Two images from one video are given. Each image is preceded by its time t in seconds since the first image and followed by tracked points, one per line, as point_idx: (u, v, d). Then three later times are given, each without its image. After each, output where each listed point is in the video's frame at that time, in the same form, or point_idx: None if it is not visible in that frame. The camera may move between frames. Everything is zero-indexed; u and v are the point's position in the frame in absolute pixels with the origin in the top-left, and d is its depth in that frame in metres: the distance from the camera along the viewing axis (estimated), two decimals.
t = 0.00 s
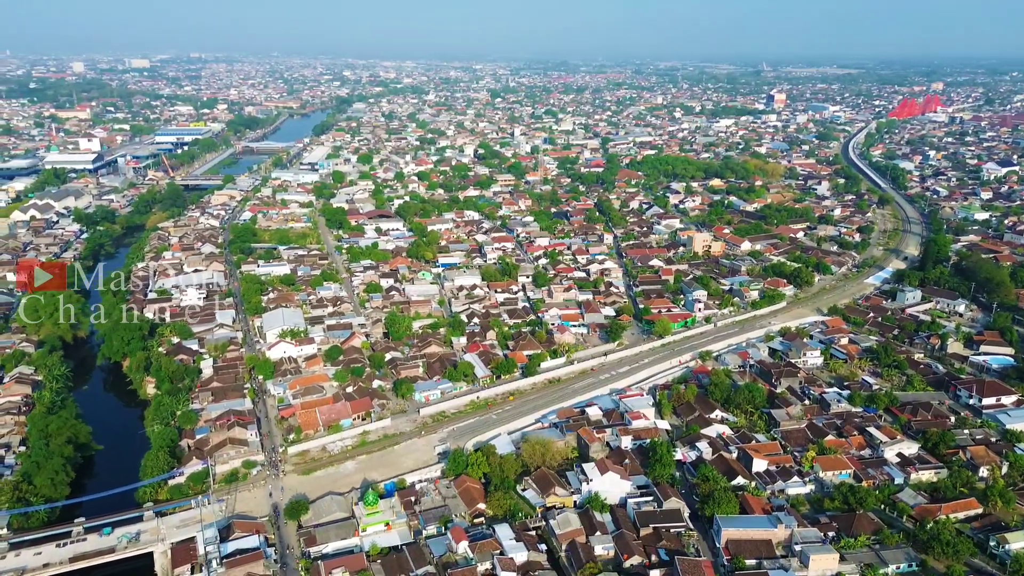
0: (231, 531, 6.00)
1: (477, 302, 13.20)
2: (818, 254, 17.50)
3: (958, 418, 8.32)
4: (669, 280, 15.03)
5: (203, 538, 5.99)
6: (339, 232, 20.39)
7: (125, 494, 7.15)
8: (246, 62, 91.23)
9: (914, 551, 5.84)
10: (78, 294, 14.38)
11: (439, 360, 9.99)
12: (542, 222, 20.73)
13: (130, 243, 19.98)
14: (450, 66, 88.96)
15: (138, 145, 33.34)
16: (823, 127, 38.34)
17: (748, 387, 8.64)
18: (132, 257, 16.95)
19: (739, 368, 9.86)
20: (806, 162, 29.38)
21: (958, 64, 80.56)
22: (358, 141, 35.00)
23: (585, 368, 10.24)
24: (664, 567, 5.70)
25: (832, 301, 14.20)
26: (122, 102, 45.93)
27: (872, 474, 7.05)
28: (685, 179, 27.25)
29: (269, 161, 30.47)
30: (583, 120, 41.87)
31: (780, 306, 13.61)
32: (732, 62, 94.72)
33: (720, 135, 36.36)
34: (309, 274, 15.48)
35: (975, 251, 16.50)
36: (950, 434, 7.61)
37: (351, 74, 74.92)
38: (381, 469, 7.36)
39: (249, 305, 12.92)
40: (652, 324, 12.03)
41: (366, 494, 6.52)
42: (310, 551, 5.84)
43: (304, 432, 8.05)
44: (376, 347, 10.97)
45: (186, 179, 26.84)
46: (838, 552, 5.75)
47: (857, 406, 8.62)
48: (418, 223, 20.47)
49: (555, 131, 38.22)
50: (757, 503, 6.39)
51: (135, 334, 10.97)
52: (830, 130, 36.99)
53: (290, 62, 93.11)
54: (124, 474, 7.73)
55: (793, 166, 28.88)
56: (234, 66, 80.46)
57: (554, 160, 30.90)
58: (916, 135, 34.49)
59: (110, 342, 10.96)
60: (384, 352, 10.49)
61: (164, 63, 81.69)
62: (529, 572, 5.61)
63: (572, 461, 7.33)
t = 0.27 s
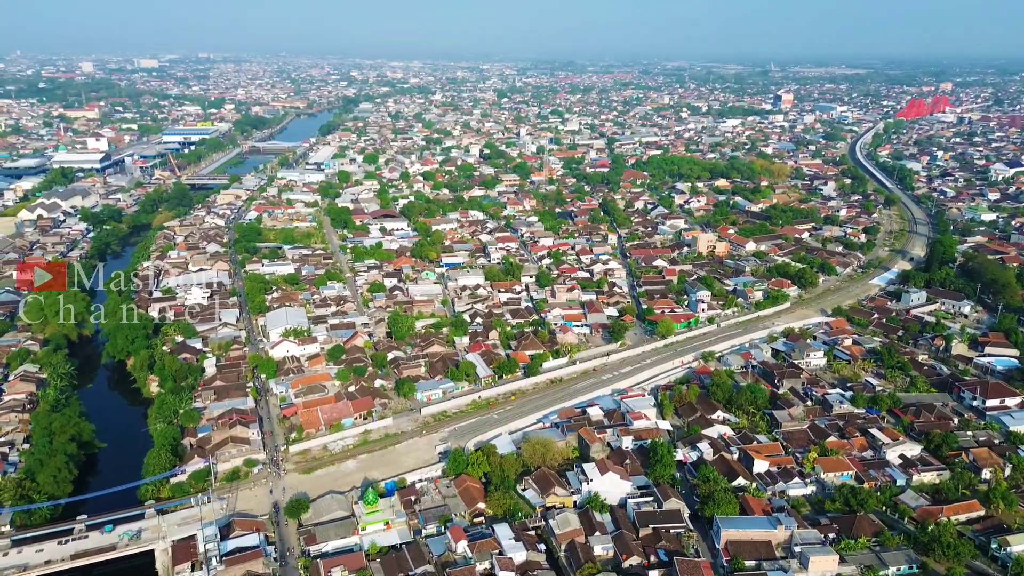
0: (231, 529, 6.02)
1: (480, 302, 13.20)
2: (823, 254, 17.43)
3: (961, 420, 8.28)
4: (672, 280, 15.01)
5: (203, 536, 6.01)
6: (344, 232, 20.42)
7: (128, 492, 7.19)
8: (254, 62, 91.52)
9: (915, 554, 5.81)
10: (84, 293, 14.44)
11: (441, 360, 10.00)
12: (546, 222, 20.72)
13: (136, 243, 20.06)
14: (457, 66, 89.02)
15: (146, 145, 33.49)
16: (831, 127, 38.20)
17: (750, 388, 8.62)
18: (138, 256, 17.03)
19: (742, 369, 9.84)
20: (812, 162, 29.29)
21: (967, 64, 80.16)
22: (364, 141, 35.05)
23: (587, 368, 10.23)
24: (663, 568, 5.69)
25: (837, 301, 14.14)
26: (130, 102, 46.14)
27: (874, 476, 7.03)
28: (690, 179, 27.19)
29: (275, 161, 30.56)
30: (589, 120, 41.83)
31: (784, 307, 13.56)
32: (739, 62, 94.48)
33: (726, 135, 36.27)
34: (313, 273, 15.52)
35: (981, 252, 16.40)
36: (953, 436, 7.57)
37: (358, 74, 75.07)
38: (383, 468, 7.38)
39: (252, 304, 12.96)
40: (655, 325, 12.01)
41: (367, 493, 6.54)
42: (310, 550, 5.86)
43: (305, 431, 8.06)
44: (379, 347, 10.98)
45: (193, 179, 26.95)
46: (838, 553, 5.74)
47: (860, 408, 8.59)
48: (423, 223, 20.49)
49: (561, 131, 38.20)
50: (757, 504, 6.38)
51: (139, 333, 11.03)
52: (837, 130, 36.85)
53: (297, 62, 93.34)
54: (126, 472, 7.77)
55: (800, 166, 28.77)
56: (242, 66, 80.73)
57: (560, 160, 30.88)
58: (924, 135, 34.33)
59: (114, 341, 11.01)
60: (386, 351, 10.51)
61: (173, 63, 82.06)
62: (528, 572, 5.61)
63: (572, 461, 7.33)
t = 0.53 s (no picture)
0: (231, 527, 6.04)
1: (483, 301, 13.21)
2: (828, 255, 17.37)
3: (964, 422, 8.23)
4: (676, 280, 14.98)
5: (204, 534, 6.04)
6: (348, 231, 20.47)
7: (130, 490, 7.23)
8: (262, 62, 91.78)
9: (915, 556, 5.79)
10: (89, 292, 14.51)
11: (443, 360, 10.00)
12: (551, 222, 20.71)
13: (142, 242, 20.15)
14: (463, 66, 89.10)
15: (153, 144, 33.64)
16: (838, 127, 38.06)
17: (751, 389, 8.59)
18: (143, 255, 17.11)
19: (744, 370, 9.82)
20: (819, 163, 29.19)
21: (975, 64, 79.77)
22: (370, 140, 35.11)
23: (589, 368, 10.22)
24: (662, 569, 5.69)
25: (841, 303, 14.08)
26: (138, 101, 46.36)
27: (876, 477, 7.00)
28: (695, 179, 27.14)
29: (282, 161, 30.67)
30: (596, 120, 41.80)
31: (788, 307, 13.52)
32: (747, 62, 94.25)
33: (733, 135, 36.18)
34: (317, 272, 15.56)
35: (988, 253, 16.31)
36: (956, 438, 7.54)
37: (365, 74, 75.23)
38: (383, 467, 7.39)
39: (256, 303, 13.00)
40: (658, 325, 11.99)
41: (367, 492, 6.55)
42: (309, 548, 5.87)
43: (307, 430, 8.09)
44: (381, 346, 11.00)
45: (199, 178, 27.05)
46: (837, 555, 5.72)
47: (863, 409, 8.56)
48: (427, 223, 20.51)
49: (567, 131, 38.18)
50: (757, 505, 6.37)
51: (144, 332, 11.09)
52: (844, 131, 36.71)
53: (305, 62, 93.56)
54: (129, 470, 7.82)
55: (806, 166, 28.69)
56: (250, 66, 80.99)
57: (565, 160, 30.87)
58: (932, 136, 34.16)
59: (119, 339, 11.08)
60: (388, 351, 10.53)
61: (181, 63, 82.42)
62: (527, 572, 5.61)
63: (572, 461, 7.32)
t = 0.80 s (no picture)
0: (231, 525, 6.06)
1: (486, 301, 13.21)
2: (832, 256, 17.31)
3: (967, 423, 8.19)
4: (680, 281, 14.95)
5: (204, 532, 6.07)
6: (353, 231, 20.50)
7: (132, 488, 7.26)
8: (270, 62, 92.04)
9: (916, 557, 5.77)
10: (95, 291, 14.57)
11: (445, 359, 10.01)
12: (555, 222, 20.71)
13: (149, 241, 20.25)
14: (470, 66, 89.06)
15: (161, 144, 33.80)
16: (845, 127, 37.91)
17: (754, 389, 8.57)
18: (149, 255, 17.19)
19: (747, 370, 9.79)
20: (825, 163, 29.08)
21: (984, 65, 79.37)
22: (376, 140, 35.16)
23: (591, 368, 10.22)
24: (661, 569, 5.68)
25: (846, 303, 14.02)
26: (146, 101, 46.59)
27: (878, 479, 6.97)
28: (701, 179, 27.07)
29: (288, 160, 30.78)
30: (602, 120, 41.75)
31: (792, 308, 13.47)
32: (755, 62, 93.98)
33: (739, 135, 36.10)
34: (321, 272, 15.60)
35: (994, 254, 16.21)
36: (959, 439, 7.51)
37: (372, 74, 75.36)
38: (384, 466, 7.41)
39: (260, 303, 13.04)
40: (660, 325, 11.97)
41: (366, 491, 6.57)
42: (309, 547, 5.88)
43: (308, 429, 8.10)
44: (384, 345, 11.02)
45: (205, 178, 27.13)
46: (837, 557, 5.70)
47: (865, 410, 8.52)
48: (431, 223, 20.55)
49: (573, 131, 38.16)
50: (757, 505, 6.36)
51: (148, 330, 11.14)
52: (851, 131, 36.57)
53: (313, 62, 93.76)
54: (132, 468, 7.85)
55: (812, 166, 28.58)
56: (258, 66, 81.24)
57: (570, 160, 30.86)
58: (939, 136, 33.98)
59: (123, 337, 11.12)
60: (391, 350, 10.54)
61: (190, 63, 82.79)
62: (525, 572, 5.61)
63: (572, 461, 7.32)
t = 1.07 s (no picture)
0: (232, 523, 6.09)
1: (489, 301, 13.22)
2: (837, 257, 17.24)
3: (971, 425, 8.15)
4: (684, 281, 14.92)
5: (205, 530, 6.09)
6: (358, 231, 20.52)
7: (135, 486, 7.29)
8: (277, 62, 92.28)
9: (917, 559, 5.75)
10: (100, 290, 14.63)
11: (447, 359, 10.02)
12: (559, 222, 20.70)
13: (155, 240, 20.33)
14: (477, 66, 89.03)
15: (168, 143, 33.95)
16: (853, 128, 37.74)
17: (756, 390, 8.55)
18: (154, 254, 17.26)
19: (749, 371, 9.77)
20: (831, 164, 28.95)
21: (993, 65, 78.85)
22: (382, 140, 35.19)
23: (593, 369, 10.21)
24: (660, 569, 5.68)
25: (850, 304, 13.97)
26: (154, 100, 46.79)
27: (879, 480, 6.95)
28: (707, 179, 27.00)
29: (294, 160, 30.88)
30: (608, 120, 41.69)
31: (796, 309, 13.43)
32: (762, 62, 93.66)
33: (745, 135, 36.00)
34: (326, 271, 15.63)
35: (1001, 255, 16.11)
36: (961, 441, 7.47)
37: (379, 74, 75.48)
38: (384, 465, 7.42)
39: (264, 302, 13.08)
40: (663, 326, 11.95)
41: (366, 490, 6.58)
42: (309, 545, 5.90)
43: (310, 428, 8.13)
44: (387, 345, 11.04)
45: (212, 177, 27.21)
46: (837, 558, 5.69)
47: (868, 412, 8.49)
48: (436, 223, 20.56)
49: (579, 131, 38.12)
50: (757, 506, 6.35)
51: (152, 329, 11.19)
52: (859, 131, 36.41)
53: (320, 62, 93.94)
54: (134, 466, 7.88)
55: (818, 167, 28.48)
56: (265, 66, 81.50)
57: (576, 160, 30.83)
58: (947, 137, 33.78)
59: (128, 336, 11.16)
60: (393, 349, 10.56)
61: (198, 62, 83.15)
62: (524, 571, 5.62)
63: (573, 461, 7.32)
